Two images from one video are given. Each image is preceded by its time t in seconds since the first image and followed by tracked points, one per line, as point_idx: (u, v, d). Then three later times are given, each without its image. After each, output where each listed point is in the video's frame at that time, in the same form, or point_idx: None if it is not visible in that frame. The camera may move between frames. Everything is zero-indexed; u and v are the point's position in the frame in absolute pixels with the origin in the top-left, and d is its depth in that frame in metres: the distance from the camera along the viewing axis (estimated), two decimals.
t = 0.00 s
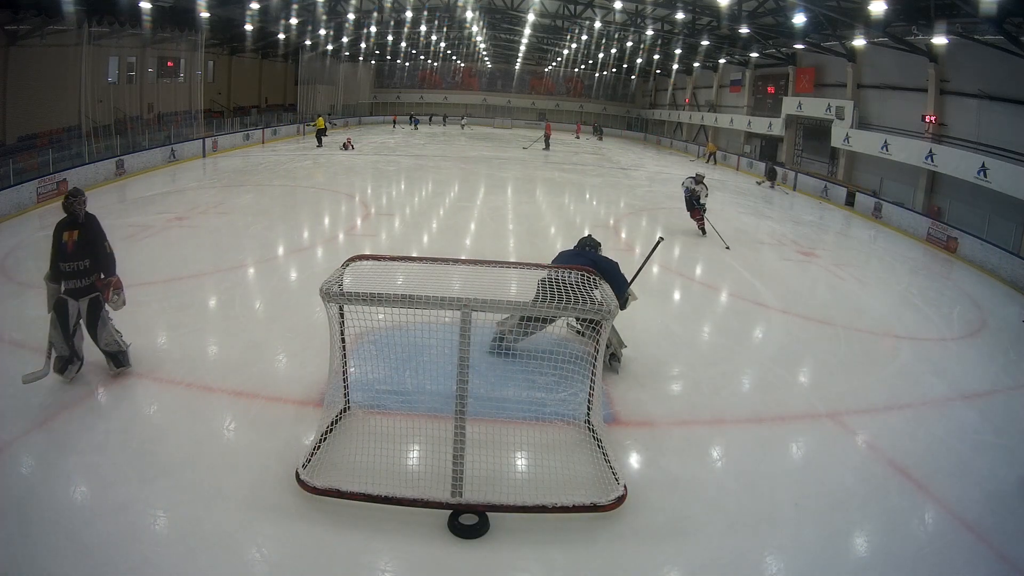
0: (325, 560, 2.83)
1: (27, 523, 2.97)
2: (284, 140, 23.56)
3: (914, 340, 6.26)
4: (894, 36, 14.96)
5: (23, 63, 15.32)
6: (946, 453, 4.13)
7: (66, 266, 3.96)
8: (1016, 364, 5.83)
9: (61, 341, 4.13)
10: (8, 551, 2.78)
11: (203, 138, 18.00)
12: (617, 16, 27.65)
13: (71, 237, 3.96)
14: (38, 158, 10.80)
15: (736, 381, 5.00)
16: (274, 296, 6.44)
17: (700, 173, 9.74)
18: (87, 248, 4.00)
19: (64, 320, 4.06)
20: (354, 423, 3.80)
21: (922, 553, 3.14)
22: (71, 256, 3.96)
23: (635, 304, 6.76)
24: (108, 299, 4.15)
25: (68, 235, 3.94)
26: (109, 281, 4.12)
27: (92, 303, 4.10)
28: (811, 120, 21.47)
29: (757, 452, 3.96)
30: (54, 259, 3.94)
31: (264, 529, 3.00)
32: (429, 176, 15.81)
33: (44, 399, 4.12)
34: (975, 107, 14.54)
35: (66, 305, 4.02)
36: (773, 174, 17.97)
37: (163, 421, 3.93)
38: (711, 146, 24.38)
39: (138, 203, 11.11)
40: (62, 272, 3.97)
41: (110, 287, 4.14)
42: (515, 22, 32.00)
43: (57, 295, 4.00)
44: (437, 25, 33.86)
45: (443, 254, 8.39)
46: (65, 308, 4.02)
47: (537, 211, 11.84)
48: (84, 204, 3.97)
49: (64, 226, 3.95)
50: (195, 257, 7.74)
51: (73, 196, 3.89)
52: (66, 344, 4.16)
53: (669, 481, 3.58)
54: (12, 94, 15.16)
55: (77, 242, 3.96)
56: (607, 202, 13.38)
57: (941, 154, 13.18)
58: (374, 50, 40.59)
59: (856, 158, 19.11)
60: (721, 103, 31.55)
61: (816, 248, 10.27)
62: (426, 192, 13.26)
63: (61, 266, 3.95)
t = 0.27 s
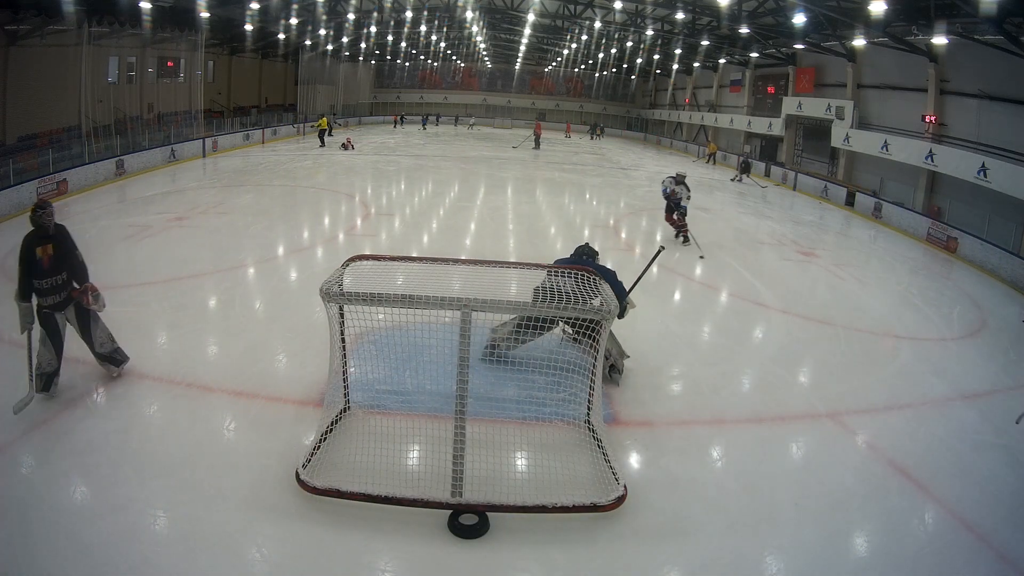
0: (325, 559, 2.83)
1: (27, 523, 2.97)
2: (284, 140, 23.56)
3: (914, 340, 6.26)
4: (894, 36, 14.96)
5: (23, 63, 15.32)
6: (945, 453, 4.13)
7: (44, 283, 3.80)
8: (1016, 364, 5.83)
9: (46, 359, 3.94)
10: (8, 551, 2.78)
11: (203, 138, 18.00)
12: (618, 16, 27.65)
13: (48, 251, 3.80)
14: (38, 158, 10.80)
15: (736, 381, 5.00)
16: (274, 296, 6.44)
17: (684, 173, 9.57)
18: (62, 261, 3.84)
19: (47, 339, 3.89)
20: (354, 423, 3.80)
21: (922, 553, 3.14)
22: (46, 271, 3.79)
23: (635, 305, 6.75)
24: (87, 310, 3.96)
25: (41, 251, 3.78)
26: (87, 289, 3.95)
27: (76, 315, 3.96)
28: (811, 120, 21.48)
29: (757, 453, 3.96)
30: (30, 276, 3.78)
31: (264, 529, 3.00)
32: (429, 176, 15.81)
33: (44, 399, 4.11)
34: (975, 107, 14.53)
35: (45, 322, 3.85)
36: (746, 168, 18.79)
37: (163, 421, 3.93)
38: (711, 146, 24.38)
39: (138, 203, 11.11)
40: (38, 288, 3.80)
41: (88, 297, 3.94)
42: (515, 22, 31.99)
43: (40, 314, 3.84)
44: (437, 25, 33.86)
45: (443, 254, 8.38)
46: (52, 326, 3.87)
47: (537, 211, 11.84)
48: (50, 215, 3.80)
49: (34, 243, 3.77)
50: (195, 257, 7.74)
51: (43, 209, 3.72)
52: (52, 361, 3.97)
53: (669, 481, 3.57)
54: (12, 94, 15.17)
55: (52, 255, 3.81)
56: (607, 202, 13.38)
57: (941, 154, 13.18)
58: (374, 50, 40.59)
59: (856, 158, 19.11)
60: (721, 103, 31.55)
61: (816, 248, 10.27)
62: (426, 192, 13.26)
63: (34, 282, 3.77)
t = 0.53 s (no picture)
0: (324, 559, 2.83)
1: (27, 523, 2.97)
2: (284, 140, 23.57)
3: (914, 341, 6.26)
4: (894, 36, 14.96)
5: (23, 63, 15.33)
6: (946, 453, 4.13)
7: (30, 290, 3.68)
8: (1016, 364, 5.82)
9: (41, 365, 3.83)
10: (8, 551, 2.78)
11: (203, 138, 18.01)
12: (618, 16, 27.65)
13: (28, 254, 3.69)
14: (38, 158, 10.81)
15: (736, 381, 5.00)
16: (274, 296, 6.44)
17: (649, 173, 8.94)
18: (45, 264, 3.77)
19: (40, 345, 3.78)
20: (354, 423, 3.80)
21: (923, 553, 3.14)
22: (26, 274, 3.66)
23: (635, 304, 6.75)
24: (71, 308, 3.86)
25: (25, 256, 3.67)
26: (68, 287, 3.85)
27: (60, 315, 3.86)
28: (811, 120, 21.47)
29: (757, 453, 3.96)
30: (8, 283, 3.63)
31: (264, 529, 3.00)
32: (429, 176, 15.81)
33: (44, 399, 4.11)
34: (976, 107, 14.53)
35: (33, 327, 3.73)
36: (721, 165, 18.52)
37: (163, 421, 3.93)
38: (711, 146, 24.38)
39: (138, 203, 11.12)
40: (23, 296, 3.66)
41: (71, 295, 3.85)
42: (515, 22, 31.98)
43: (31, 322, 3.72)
44: (437, 25, 33.86)
45: (443, 254, 8.38)
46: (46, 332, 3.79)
47: (537, 211, 11.84)
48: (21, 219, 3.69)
49: (14, 250, 3.63)
50: (195, 257, 7.74)
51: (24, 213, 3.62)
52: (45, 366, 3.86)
53: (669, 481, 3.58)
54: (12, 94, 15.17)
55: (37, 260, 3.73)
56: (607, 202, 13.38)
57: (941, 154, 13.18)
58: (374, 50, 40.60)
59: (856, 158, 19.11)
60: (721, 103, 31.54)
61: (816, 248, 10.27)
62: (426, 192, 13.26)
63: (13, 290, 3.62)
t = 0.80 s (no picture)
0: (325, 559, 2.83)
1: (27, 523, 2.97)
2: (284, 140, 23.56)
3: (913, 340, 6.26)
4: (894, 36, 14.96)
5: (23, 63, 15.33)
6: (945, 452, 4.14)
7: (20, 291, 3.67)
8: (1016, 364, 5.82)
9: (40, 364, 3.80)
10: (10, 551, 2.78)
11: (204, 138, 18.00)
12: (618, 16, 27.65)
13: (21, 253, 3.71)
14: (38, 158, 10.80)
15: (736, 381, 5.00)
16: (274, 296, 6.44)
17: (604, 175, 8.67)
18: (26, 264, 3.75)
19: (42, 342, 3.77)
20: (354, 424, 3.80)
21: (923, 554, 3.14)
22: (22, 273, 3.68)
23: (635, 304, 6.76)
24: (58, 305, 3.92)
25: (17, 257, 3.66)
26: (52, 285, 3.91)
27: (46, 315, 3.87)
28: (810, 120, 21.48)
29: (758, 453, 3.95)
30: (4, 285, 3.61)
31: (264, 529, 3.00)
32: (429, 176, 15.81)
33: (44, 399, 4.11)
34: (975, 107, 14.54)
35: (36, 325, 3.72)
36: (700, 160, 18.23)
37: (163, 421, 3.93)
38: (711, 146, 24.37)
39: (139, 203, 11.11)
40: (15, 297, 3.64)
41: (54, 293, 3.91)
42: (515, 22, 31.98)
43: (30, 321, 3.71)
44: (437, 25, 33.86)
45: (443, 254, 8.38)
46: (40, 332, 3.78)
47: (537, 211, 11.85)
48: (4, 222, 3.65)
49: (7, 252, 3.60)
50: (195, 257, 7.74)
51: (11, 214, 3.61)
52: (43, 365, 3.83)
53: (669, 481, 3.58)
54: (12, 94, 15.16)
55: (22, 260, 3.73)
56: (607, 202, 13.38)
57: (941, 154, 13.17)
58: (374, 50, 40.59)
59: (856, 158, 19.11)
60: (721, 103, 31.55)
61: (816, 248, 10.27)
62: (426, 192, 13.26)
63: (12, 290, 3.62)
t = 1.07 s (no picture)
0: (325, 559, 2.84)
1: (27, 523, 2.97)
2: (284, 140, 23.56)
3: (913, 340, 6.26)
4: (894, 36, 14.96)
5: (23, 63, 15.33)
6: (945, 452, 4.14)
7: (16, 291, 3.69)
8: (1016, 364, 5.82)
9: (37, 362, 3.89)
10: (10, 550, 2.79)
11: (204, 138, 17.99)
12: (618, 16, 27.65)
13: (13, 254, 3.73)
14: (38, 158, 10.80)
15: (736, 381, 5.00)
16: (274, 296, 6.44)
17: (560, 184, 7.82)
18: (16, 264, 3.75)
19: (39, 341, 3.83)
20: (354, 422, 3.81)
21: (923, 553, 3.14)
22: (17, 272, 3.71)
23: (635, 304, 6.76)
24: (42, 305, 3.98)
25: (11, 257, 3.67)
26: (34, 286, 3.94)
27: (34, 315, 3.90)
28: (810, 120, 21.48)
29: (757, 453, 3.96)
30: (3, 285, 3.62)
31: (264, 529, 3.00)
32: (429, 176, 15.80)
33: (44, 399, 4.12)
34: (975, 107, 14.54)
35: (30, 325, 3.83)
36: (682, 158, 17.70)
37: (162, 421, 3.93)
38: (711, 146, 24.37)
39: (138, 203, 11.11)
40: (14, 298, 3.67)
41: (36, 293, 3.93)
42: (515, 22, 31.97)
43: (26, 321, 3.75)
44: (437, 25, 33.85)
45: (443, 254, 8.38)
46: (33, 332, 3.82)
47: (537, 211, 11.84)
48: None
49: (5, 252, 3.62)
50: (195, 257, 7.74)
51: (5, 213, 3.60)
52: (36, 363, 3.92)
53: (670, 481, 3.58)
54: (12, 94, 15.16)
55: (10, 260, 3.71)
56: (607, 202, 13.37)
57: (941, 154, 13.17)
58: (374, 50, 40.57)
59: (856, 158, 19.11)
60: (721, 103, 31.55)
61: (816, 248, 10.27)
62: (426, 192, 13.26)
63: (11, 289, 3.65)
